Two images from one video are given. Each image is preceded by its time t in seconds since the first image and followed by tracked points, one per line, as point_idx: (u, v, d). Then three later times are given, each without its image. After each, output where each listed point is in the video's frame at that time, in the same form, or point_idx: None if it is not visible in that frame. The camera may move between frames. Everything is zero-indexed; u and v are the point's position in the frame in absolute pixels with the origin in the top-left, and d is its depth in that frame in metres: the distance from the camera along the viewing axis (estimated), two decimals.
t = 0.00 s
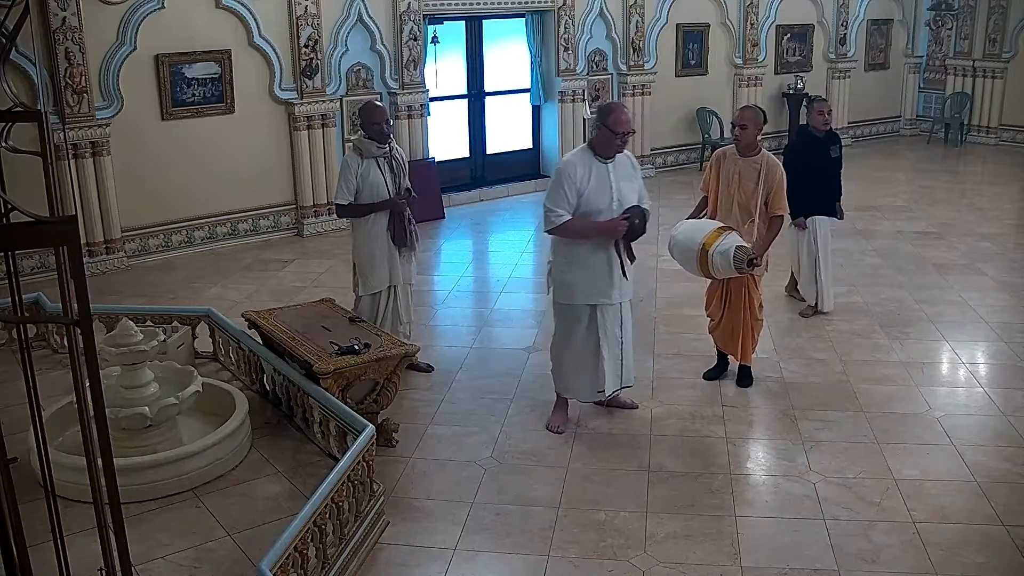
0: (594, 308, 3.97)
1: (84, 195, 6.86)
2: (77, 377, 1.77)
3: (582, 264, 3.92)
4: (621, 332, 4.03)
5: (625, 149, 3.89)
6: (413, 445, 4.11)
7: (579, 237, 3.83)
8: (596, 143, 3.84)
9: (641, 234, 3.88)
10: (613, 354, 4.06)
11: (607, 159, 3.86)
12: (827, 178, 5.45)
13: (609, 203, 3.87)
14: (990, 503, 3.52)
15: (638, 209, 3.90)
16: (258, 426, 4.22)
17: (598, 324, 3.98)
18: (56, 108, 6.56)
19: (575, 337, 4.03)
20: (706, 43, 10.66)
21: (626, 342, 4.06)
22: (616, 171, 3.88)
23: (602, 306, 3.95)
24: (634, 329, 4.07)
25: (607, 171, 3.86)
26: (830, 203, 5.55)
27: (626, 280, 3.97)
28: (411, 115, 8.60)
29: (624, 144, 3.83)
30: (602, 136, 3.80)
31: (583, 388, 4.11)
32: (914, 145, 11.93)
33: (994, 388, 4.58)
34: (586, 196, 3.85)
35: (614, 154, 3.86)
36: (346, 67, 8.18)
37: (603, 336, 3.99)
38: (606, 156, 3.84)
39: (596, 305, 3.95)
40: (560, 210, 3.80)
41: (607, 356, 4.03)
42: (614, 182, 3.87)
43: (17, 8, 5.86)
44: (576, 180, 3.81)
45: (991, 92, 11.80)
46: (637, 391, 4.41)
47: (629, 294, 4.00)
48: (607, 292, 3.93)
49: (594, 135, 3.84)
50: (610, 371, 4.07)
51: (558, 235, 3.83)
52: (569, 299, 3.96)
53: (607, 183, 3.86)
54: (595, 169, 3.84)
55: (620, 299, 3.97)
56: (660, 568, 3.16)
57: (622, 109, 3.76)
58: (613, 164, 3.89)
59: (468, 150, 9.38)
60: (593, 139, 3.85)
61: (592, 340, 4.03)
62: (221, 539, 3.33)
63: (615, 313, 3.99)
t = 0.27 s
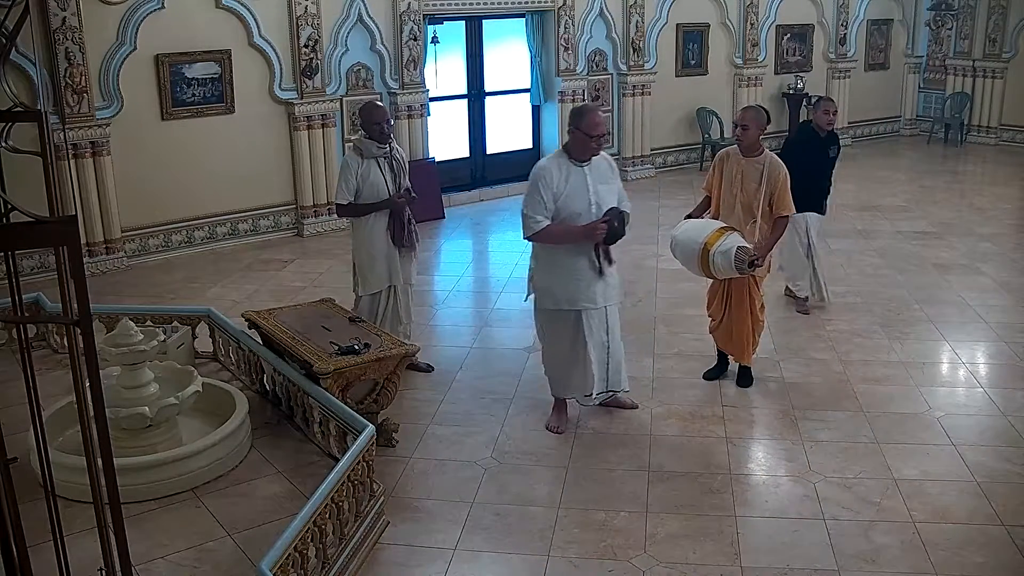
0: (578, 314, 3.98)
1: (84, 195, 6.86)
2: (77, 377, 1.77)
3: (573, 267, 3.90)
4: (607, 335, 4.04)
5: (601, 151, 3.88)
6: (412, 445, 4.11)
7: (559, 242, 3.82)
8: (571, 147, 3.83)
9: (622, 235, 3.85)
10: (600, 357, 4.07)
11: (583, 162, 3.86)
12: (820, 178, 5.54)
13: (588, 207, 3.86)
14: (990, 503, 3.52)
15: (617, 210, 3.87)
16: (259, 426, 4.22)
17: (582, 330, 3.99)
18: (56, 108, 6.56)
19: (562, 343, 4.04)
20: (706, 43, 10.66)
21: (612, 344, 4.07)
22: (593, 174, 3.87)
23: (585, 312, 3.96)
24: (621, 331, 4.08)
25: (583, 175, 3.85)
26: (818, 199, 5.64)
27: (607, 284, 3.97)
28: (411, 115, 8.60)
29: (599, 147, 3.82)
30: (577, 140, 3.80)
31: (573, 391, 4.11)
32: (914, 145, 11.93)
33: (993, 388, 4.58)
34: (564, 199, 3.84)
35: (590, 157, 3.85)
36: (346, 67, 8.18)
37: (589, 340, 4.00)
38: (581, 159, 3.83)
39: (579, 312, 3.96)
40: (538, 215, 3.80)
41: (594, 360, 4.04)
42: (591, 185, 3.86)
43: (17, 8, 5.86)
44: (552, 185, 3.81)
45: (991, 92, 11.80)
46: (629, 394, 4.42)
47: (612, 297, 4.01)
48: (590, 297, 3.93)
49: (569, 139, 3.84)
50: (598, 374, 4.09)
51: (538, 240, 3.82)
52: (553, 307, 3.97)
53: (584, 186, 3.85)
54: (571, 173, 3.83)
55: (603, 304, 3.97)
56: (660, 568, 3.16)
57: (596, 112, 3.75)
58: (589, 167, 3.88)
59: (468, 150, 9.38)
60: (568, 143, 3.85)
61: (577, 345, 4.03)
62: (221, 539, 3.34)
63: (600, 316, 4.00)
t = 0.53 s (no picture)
0: (570, 315, 3.97)
1: (84, 195, 6.86)
2: (77, 377, 1.77)
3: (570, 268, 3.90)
4: (597, 337, 4.02)
5: (587, 151, 3.87)
6: (412, 445, 4.11)
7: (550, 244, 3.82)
8: (557, 149, 3.83)
9: (613, 231, 3.82)
10: (591, 359, 4.05)
11: (569, 163, 3.86)
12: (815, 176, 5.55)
13: (576, 207, 3.85)
14: (990, 503, 3.52)
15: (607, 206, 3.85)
16: (259, 427, 4.22)
17: (574, 330, 3.98)
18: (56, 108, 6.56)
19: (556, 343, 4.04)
20: (706, 43, 10.66)
21: (603, 347, 4.05)
22: (580, 175, 3.87)
23: (576, 312, 3.94)
24: (611, 335, 4.07)
25: (570, 176, 3.85)
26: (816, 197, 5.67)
27: (597, 284, 3.96)
28: (411, 115, 8.59)
29: (586, 147, 3.82)
30: (562, 141, 3.79)
31: (568, 391, 4.11)
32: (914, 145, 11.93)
33: (994, 388, 4.57)
34: (553, 202, 3.84)
35: (577, 158, 3.85)
36: (346, 67, 8.18)
37: (579, 341, 3.99)
38: (567, 160, 3.83)
39: (571, 312, 3.95)
40: (527, 219, 3.80)
41: (584, 361, 4.02)
42: (579, 186, 3.86)
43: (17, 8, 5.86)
44: (539, 187, 3.81)
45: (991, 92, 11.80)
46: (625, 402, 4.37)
47: (604, 298, 3.99)
48: (581, 298, 3.92)
49: (555, 141, 3.84)
50: (586, 377, 4.08)
51: (529, 244, 3.83)
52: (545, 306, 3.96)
53: (572, 188, 3.85)
54: (558, 175, 3.84)
55: (595, 303, 3.96)
56: (660, 569, 3.16)
57: (582, 113, 3.74)
58: (576, 167, 3.88)
59: (468, 150, 9.38)
60: (554, 145, 3.84)
61: (569, 346, 4.02)
62: (221, 539, 3.33)
63: (590, 317, 3.98)
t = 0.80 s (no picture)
0: (572, 315, 3.97)
1: (84, 195, 6.86)
2: (77, 376, 1.77)
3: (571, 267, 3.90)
4: (597, 336, 4.04)
5: (585, 152, 3.88)
6: (412, 445, 4.11)
7: (550, 245, 3.82)
8: (555, 150, 3.83)
9: (613, 233, 3.86)
10: (590, 359, 4.05)
11: (567, 164, 3.86)
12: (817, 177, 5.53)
13: (575, 208, 3.86)
14: (990, 503, 3.52)
15: (605, 209, 3.88)
16: (259, 426, 4.22)
17: (576, 330, 3.98)
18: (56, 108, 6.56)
19: (559, 343, 4.04)
20: (706, 43, 10.66)
21: (602, 345, 4.07)
22: (578, 175, 3.88)
23: (578, 313, 3.95)
24: (610, 333, 4.08)
25: (568, 176, 3.85)
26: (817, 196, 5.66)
27: (597, 284, 3.96)
28: (411, 115, 8.59)
29: (584, 148, 3.82)
30: (560, 142, 3.79)
31: (566, 391, 4.10)
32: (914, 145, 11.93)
33: (993, 388, 4.58)
34: (552, 203, 3.84)
35: (574, 159, 3.85)
36: (346, 67, 8.18)
37: (580, 340, 3.99)
38: (566, 161, 3.83)
39: (573, 312, 3.95)
40: (527, 220, 3.79)
41: (584, 360, 4.02)
42: (577, 187, 3.86)
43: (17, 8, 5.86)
44: (539, 188, 3.80)
45: (991, 92, 11.80)
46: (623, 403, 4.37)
47: (604, 297, 4.01)
48: (583, 298, 3.92)
49: (552, 141, 3.83)
50: (586, 377, 4.07)
51: (529, 245, 3.82)
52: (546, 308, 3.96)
53: (571, 188, 3.85)
54: (556, 176, 3.84)
55: (596, 303, 3.97)
56: (660, 568, 3.16)
57: (580, 114, 3.74)
58: (573, 167, 3.88)
59: (468, 150, 9.38)
60: (552, 145, 3.84)
61: (571, 346, 4.02)
62: (221, 539, 3.34)
63: (591, 317, 3.99)
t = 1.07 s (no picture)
0: (580, 314, 3.97)
1: (84, 195, 6.86)
2: (77, 376, 1.77)
3: (575, 267, 3.91)
4: (604, 334, 4.05)
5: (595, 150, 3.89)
6: (412, 445, 4.11)
7: (560, 242, 3.80)
8: (566, 148, 3.84)
9: (622, 231, 3.88)
10: (597, 357, 4.07)
11: (577, 162, 3.86)
12: (820, 178, 5.50)
13: (585, 206, 3.86)
14: (990, 503, 3.52)
15: (616, 206, 3.89)
16: (259, 426, 4.22)
17: (583, 329, 3.98)
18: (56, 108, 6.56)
19: (564, 342, 4.05)
20: (706, 43, 10.65)
21: (608, 344, 4.08)
22: (588, 173, 3.88)
23: (586, 312, 3.96)
24: (617, 332, 4.10)
25: (578, 174, 3.86)
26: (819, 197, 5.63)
27: (606, 282, 3.97)
28: (411, 115, 8.59)
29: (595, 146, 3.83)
30: (571, 140, 3.80)
31: (568, 390, 4.10)
32: (914, 145, 11.93)
33: (993, 388, 4.58)
34: (563, 201, 3.84)
35: (585, 157, 3.86)
36: (346, 67, 8.18)
37: (586, 337, 3.99)
38: (576, 159, 3.84)
39: (581, 311, 3.96)
40: (538, 217, 3.78)
41: (590, 359, 4.03)
42: (588, 184, 3.87)
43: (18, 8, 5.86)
44: (550, 185, 3.80)
45: (991, 92, 11.80)
46: (619, 394, 4.41)
47: (612, 296, 4.02)
48: (591, 297, 3.93)
49: (563, 139, 3.84)
50: (591, 373, 4.07)
51: (539, 242, 3.82)
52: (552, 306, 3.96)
53: (581, 186, 3.86)
54: (567, 173, 3.84)
55: (604, 301, 3.98)
56: (661, 568, 3.16)
57: (592, 112, 3.76)
58: (583, 166, 3.89)
59: (468, 150, 9.38)
60: (562, 144, 3.85)
61: (578, 345, 4.03)
62: (221, 539, 3.34)
63: (599, 316, 4.00)
